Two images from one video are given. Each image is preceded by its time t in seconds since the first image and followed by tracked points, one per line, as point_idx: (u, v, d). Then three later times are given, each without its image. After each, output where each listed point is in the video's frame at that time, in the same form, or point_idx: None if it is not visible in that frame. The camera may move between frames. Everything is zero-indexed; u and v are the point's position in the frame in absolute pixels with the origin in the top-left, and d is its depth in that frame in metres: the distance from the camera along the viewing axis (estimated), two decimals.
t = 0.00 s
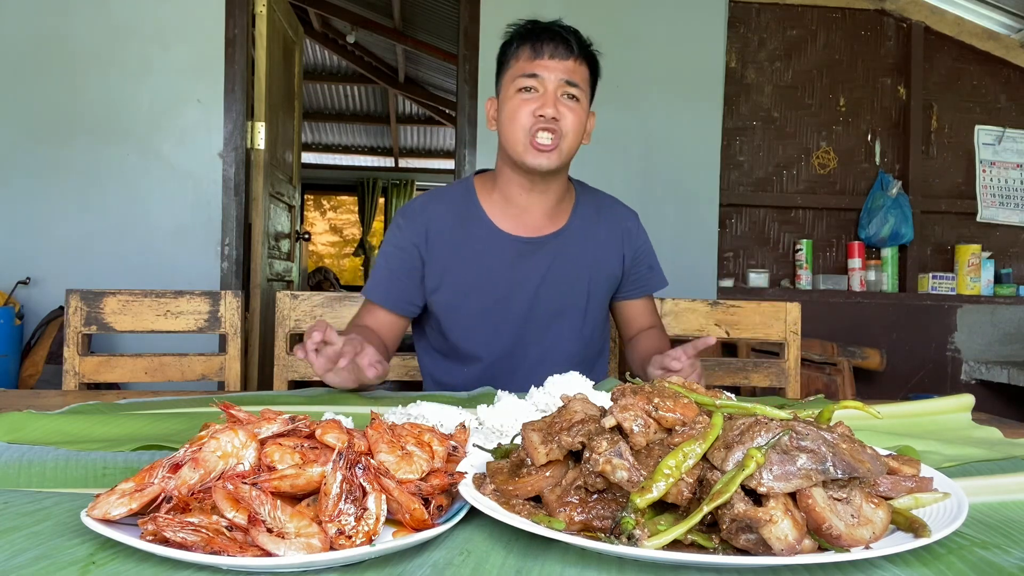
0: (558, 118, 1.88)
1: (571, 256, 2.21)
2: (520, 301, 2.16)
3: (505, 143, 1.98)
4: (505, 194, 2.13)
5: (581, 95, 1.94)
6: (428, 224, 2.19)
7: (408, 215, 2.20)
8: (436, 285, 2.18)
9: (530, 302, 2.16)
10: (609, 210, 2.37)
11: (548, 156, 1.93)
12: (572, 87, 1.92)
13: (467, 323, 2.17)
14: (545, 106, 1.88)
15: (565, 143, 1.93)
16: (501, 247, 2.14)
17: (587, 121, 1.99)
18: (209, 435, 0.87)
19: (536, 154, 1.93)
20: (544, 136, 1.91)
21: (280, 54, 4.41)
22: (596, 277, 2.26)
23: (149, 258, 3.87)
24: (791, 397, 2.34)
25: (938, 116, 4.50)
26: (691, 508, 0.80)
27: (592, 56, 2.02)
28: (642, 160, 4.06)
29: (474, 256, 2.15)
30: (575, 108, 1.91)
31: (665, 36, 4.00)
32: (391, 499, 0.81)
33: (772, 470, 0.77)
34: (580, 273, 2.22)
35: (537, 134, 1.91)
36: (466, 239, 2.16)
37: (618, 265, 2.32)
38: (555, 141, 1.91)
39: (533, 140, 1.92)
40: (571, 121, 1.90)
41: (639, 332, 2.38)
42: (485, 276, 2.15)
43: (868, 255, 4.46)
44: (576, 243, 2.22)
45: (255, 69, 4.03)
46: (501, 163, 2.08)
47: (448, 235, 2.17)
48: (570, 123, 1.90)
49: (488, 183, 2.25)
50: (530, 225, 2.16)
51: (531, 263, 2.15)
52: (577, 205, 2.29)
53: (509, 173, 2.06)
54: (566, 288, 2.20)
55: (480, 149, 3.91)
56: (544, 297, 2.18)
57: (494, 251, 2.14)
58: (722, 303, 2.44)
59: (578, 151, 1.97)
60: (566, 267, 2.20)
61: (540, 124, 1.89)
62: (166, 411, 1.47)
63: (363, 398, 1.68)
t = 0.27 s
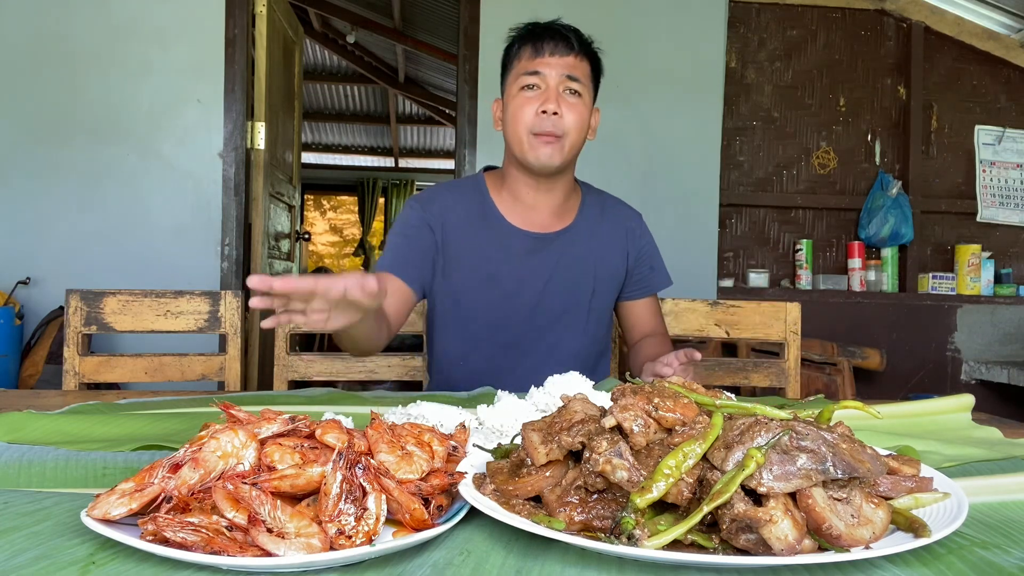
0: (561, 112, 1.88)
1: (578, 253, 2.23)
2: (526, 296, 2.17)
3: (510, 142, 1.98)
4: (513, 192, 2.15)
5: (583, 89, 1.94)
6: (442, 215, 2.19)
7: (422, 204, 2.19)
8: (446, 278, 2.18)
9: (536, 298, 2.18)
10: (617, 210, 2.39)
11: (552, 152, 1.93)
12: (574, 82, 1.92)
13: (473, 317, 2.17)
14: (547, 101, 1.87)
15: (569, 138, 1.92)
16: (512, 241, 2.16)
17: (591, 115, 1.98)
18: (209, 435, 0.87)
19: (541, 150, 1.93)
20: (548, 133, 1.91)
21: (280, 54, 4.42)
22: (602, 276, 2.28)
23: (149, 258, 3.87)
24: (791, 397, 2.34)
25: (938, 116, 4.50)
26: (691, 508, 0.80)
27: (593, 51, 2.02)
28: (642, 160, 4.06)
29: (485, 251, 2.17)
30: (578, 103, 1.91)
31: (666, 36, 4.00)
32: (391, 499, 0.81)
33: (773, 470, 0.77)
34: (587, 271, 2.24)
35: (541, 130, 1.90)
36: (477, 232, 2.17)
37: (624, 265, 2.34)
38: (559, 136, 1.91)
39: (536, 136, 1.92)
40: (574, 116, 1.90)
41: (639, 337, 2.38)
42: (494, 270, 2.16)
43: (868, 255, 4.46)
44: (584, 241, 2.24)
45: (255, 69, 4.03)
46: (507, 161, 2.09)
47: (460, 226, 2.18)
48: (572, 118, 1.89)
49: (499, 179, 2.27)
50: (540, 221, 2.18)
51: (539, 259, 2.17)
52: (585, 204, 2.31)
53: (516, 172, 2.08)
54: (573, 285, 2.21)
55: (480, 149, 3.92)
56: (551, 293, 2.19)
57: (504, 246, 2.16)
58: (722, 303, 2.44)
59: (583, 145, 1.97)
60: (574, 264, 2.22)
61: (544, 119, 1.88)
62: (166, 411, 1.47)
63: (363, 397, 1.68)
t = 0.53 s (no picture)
0: (555, 103, 1.88)
1: (580, 248, 2.26)
2: (531, 290, 2.19)
3: (505, 137, 1.98)
4: (511, 188, 2.17)
5: (576, 82, 1.95)
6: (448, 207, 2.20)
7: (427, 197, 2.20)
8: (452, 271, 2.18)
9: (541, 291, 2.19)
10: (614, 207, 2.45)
11: (550, 143, 1.92)
12: (565, 73, 1.93)
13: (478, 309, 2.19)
14: (541, 92, 1.88)
15: (566, 128, 1.92)
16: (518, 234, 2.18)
17: (585, 108, 1.99)
18: (209, 435, 0.87)
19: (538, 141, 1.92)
20: (545, 123, 1.91)
21: (280, 54, 4.41)
22: (603, 271, 2.30)
23: (149, 258, 3.87)
24: (791, 397, 2.34)
25: (939, 116, 4.50)
26: (691, 508, 0.80)
27: (581, 48, 2.05)
28: (642, 159, 4.06)
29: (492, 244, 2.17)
30: (572, 93, 1.92)
31: (666, 36, 4.00)
32: (391, 499, 0.81)
33: (772, 471, 0.77)
34: (588, 265, 2.27)
35: (537, 122, 1.90)
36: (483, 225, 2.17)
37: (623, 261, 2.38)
38: (555, 126, 1.91)
39: (533, 129, 1.92)
40: (570, 105, 1.90)
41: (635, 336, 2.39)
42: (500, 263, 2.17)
43: (868, 255, 4.46)
44: (585, 236, 2.29)
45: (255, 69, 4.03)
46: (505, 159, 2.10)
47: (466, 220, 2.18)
48: (567, 108, 1.89)
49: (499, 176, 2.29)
50: (542, 216, 2.21)
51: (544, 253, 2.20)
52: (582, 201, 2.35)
53: (513, 168, 2.08)
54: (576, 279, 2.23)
55: (480, 149, 3.92)
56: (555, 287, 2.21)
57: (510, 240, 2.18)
58: (722, 303, 2.44)
59: (580, 135, 1.97)
60: (576, 259, 2.24)
61: (539, 110, 1.88)
62: (166, 411, 1.47)
63: (364, 397, 1.68)
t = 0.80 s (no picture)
0: (550, 105, 1.88)
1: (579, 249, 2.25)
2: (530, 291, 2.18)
3: (500, 140, 1.98)
4: (507, 190, 2.16)
5: (571, 82, 1.95)
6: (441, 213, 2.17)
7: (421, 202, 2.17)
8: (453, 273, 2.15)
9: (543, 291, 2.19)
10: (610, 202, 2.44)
11: (545, 145, 1.92)
12: (560, 74, 1.92)
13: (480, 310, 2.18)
14: (535, 94, 1.88)
15: (562, 130, 1.92)
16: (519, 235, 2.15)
17: (581, 108, 1.98)
18: (209, 435, 0.87)
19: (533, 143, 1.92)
20: (540, 125, 1.90)
21: (280, 54, 4.42)
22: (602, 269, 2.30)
23: (149, 258, 3.87)
24: (791, 397, 2.34)
25: (939, 116, 4.50)
26: (691, 508, 0.80)
27: (576, 48, 2.04)
28: (642, 159, 4.06)
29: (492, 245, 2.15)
30: (566, 95, 1.92)
31: (666, 36, 4.00)
32: (391, 499, 0.81)
33: (773, 470, 0.77)
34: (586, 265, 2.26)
35: (531, 124, 1.90)
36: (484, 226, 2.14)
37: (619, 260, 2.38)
38: (550, 128, 1.91)
39: (527, 131, 1.92)
40: (564, 108, 1.90)
41: (634, 331, 2.39)
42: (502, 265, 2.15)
43: (868, 255, 4.46)
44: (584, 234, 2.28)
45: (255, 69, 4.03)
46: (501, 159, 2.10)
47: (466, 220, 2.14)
48: (562, 110, 1.89)
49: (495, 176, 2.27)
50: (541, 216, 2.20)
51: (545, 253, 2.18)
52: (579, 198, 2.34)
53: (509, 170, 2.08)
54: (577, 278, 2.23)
55: (480, 150, 3.92)
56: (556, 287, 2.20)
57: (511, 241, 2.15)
58: (722, 303, 2.44)
59: (575, 136, 1.97)
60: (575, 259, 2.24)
61: (533, 112, 1.88)
62: (166, 411, 1.47)
63: (364, 397, 1.68)
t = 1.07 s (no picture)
0: (549, 111, 1.88)
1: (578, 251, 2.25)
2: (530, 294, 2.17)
3: (500, 145, 1.98)
4: (506, 194, 2.16)
5: (569, 86, 1.94)
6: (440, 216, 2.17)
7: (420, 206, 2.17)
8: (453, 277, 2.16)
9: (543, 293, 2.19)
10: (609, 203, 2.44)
11: (543, 152, 1.94)
12: (558, 77, 1.92)
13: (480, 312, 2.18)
14: (534, 101, 1.87)
15: (560, 135, 1.93)
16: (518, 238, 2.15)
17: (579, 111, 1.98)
18: (209, 435, 0.87)
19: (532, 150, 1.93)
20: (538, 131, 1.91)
21: (280, 54, 4.42)
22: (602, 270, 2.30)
23: (149, 258, 3.87)
24: (791, 397, 2.34)
25: (938, 116, 4.50)
26: (691, 508, 0.80)
27: (574, 48, 2.03)
28: (642, 159, 4.06)
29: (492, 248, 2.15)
30: (565, 100, 1.92)
31: (666, 36, 4.00)
32: (391, 499, 0.81)
33: (772, 470, 0.77)
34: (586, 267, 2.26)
35: (530, 130, 1.90)
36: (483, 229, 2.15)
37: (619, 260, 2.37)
38: (549, 135, 1.92)
39: (526, 137, 1.93)
40: (562, 113, 1.90)
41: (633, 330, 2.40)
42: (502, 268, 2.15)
43: (868, 255, 4.46)
44: (584, 235, 2.27)
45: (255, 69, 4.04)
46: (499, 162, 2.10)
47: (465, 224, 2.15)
48: (560, 116, 1.89)
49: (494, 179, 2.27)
50: (540, 219, 2.20)
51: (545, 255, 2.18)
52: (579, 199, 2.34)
53: (509, 174, 2.09)
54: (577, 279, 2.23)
55: (480, 150, 3.91)
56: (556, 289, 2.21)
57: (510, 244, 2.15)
58: (722, 303, 2.44)
59: (573, 140, 1.97)
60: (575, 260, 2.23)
61: (531, 119, 1.88)
62: (166, 411, 1.47)
63: (364, 397, 1.68)
